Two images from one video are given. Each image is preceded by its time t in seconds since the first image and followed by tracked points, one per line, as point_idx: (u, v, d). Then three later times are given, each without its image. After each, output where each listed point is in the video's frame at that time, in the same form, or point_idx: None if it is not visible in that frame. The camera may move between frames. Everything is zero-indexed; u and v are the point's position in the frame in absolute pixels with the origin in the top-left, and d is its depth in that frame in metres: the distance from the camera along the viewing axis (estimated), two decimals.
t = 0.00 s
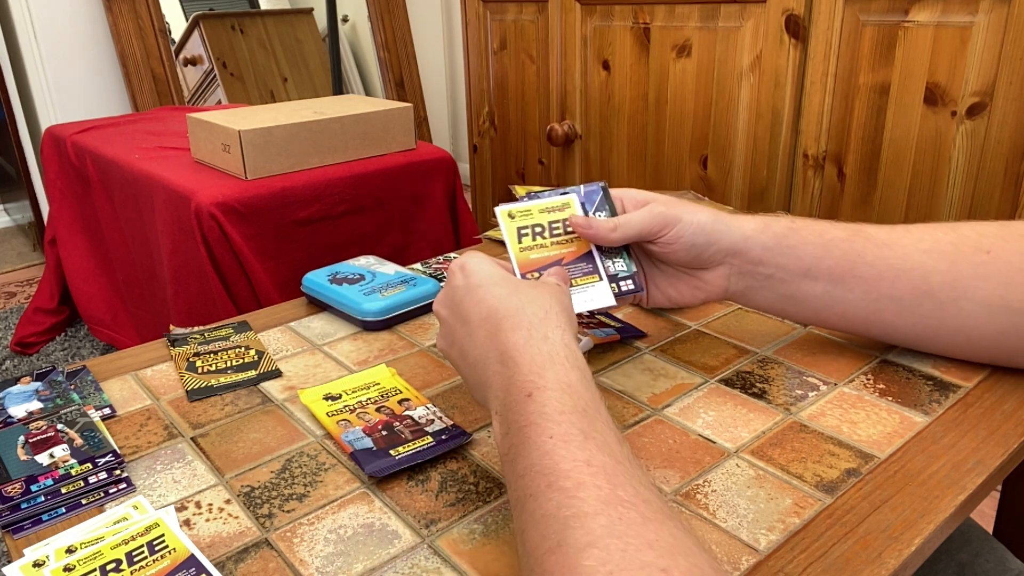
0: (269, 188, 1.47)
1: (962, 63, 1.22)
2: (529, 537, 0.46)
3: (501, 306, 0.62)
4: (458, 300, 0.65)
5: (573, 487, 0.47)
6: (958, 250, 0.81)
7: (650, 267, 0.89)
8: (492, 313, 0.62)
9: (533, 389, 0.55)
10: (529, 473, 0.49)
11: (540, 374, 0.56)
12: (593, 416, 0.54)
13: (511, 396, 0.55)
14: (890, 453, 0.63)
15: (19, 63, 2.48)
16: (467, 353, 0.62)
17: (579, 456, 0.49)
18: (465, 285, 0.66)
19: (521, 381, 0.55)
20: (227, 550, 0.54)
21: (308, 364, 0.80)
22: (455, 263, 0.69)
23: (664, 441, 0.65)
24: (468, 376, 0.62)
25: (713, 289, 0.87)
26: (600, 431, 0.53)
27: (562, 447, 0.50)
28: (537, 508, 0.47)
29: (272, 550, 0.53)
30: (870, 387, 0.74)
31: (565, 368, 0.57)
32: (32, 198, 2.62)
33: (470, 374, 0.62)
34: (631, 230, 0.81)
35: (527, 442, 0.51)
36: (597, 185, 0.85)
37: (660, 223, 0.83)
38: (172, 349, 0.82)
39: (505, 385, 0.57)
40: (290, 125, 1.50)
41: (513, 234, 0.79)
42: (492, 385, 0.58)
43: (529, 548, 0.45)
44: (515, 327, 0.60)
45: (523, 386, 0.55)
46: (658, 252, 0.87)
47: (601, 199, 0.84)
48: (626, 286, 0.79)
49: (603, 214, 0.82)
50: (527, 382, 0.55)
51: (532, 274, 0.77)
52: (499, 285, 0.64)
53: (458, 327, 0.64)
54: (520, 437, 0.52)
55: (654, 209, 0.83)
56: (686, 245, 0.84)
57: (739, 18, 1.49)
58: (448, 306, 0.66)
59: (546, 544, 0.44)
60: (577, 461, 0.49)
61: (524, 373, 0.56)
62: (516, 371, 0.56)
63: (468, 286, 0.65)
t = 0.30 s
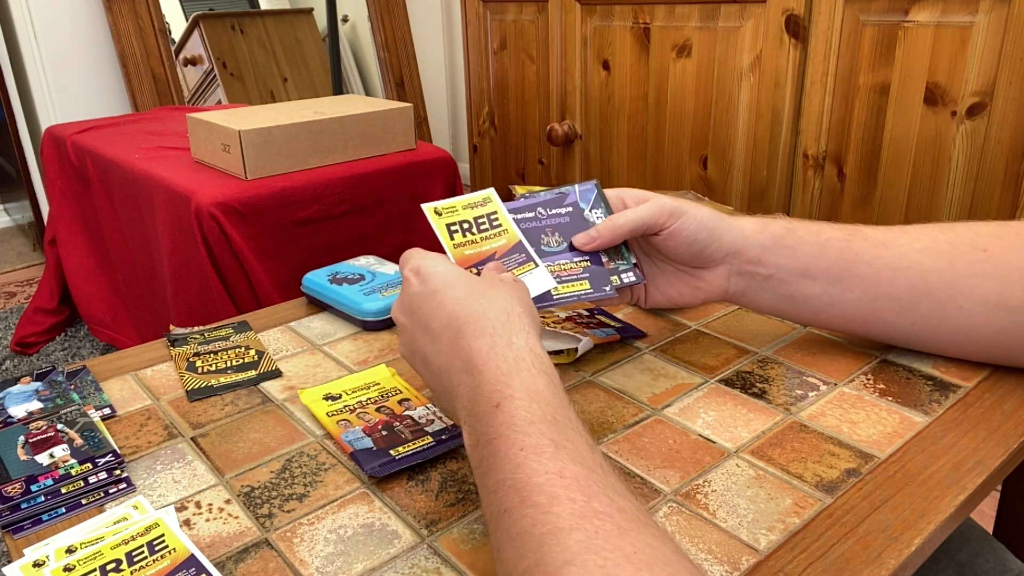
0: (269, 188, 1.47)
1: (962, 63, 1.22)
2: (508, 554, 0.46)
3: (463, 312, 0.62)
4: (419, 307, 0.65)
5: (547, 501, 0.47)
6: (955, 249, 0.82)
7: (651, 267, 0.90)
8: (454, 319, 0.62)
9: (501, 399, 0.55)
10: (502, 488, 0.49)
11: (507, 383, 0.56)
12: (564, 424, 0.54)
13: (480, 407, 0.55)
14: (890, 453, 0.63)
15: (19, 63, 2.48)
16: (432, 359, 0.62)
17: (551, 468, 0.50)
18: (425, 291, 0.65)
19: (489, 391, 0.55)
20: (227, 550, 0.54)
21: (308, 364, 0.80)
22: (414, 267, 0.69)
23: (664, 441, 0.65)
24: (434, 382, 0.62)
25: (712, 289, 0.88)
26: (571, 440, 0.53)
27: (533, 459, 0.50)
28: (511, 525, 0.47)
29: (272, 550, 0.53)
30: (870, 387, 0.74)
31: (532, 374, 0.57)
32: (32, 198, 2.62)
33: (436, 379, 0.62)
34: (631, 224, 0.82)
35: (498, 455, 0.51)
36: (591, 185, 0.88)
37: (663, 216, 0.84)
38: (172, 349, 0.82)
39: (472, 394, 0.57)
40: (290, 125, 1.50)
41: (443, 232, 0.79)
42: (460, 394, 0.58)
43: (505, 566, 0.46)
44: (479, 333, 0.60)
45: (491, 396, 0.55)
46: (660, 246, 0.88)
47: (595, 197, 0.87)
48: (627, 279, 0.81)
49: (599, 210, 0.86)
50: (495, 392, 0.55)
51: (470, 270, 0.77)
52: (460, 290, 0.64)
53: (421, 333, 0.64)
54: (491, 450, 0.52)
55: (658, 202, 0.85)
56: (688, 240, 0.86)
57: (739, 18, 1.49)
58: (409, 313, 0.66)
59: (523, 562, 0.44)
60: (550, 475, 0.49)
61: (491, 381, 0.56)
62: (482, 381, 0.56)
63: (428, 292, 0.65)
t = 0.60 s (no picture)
0: (269, 188, 1.47)
1: (962, 63, 1.22)
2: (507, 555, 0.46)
3: (466, 313, 0.62)
4: (421, 307, 0.65)
5: (546, 502, 0.47)
6: (955, 250, 0.82)
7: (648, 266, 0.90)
8: (455, 321, 0.62)
9: (502, 400, 0.55)
10: (502, 489, 0.49)
11: (508, 385, 0.56)
12: (565, 424, 0.54)
13: (481, 408, 0.55)
14: (890, 453, 0.63)
15: (19, 64, 2.48)
16: (434, 362, 0.62)
17: (551, 469, 0.49)
18: (427, 291, 0.65)
19: (490, 393, 0.55)
20: (227, 550, 0.54)
21: (308, 364, 0.80)
22: (416, 266, 0.69)
23: (664, 441, 0.65)
24: (436, 384, 0.62)
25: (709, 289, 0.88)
26: (572, 440, 0.53)
27: (533, 461, 0.50)
28: (511, 527, 0.47)
29: (272, 550, 0.53)
30: (870, 386, 0.74)
31: (533, 376, 0.57)
32: (32, 198, 2.62)
33: (438, 381, 0.62)
34: (629, 221, 0.83)
35: (499, 457, 0.51)
36: (594, 181, 0.88)
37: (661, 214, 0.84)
38: (172, 349, 0.82)
39: (474, 395, 0.57)
40: (290, 125, 1.50)
41: (455, 235, 0.78)
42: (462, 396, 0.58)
43: (505, 567, 0.46)
44: (482, 335, 0.60)
45: (492, 397, 0.55)
46: (657, 247, 0.87)
47: (598, 193, 0.87)
48: (629, 275, 0.81)
49: (602, 206, 0.86)
50: (496, 393, 0.55)
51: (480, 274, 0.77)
52: (463, 291, 0.64)
53: (424, 335, 0.64)
54: (492, 451, 0.52)
55: (656, 203, 0.85)
56: (684, 241, 0.85)
57: (739, 18, 1.49)
58: (412, 313, 0.66)
59: (522, 564, 0.44)
60: (550, 476, 0.49)
61: (492, 383, 0.56)
62: (484, 383, 0.56)
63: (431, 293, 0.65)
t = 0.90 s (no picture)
0: (269, 189, 1.47)
1: (962, 63, 1.22)
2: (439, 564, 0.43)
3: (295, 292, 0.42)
4: (212, 289, 0.41)
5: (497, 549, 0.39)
6: (955, 247, 0.82)
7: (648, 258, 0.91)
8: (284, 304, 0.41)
9: (404, 414, 0.39)
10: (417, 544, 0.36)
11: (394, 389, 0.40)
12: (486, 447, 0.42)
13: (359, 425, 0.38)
14: (890, 453, 0.63)
15: (19, 64, 2.47)
16: (234, 354, 0.40)
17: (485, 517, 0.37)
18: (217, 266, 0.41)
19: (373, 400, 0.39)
20: (227, 550, 0.54)
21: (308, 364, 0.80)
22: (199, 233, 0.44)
23: (664, 441, 0.65)
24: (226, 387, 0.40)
25: (709, 283, 0.89)
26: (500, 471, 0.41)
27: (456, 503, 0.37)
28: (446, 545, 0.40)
29: (272, 550, 0.53)
30: (870, 386, 0.74)
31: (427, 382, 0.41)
32: (32, 198, 2.62)
33: (246, 383, 0.40)
34: (628, 211, 0.84)
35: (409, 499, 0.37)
36: (599, 174, 0.89)
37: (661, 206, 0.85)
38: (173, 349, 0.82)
39: (337, 399, 0.39)
40: (290, 125, 1.50)
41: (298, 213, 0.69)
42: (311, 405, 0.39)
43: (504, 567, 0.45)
44: (331, 315, 0.41)
45: (383, 410, 0.39)
46: (657, 239, 0.89)
47: (603, 186, 0.88)
48: (631, 266, 0.82)
49: (606, 198, 0.87)
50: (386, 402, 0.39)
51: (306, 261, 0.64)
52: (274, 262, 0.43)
53: (224, 312, 0.40)
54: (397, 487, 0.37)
55: (656, 195, 0.86)
56: (683, 234, 0.87)
57: (739, 18, 1.49)
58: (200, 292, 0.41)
59: None
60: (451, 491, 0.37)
61: (378, 385, 0.39)
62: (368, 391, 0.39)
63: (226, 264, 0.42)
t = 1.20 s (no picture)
0: (269, 188, 1.47)
1: (962, 63, 1.22)
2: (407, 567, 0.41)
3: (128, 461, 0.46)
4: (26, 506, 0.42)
5: None
6: (954, 249, 0.82)
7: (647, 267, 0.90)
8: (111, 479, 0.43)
9: (231, 529, 0.39)
10: None
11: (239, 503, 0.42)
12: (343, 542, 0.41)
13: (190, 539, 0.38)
14: (890, 452, 0.63)
15: (19, 64, 2.48)
16: (42, 525, 0.41)
17: None
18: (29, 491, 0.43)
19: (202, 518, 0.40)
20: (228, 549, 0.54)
21: (308, 364, 0.80)
22: None
23: (665, 441, 0.65)
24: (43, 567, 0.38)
25: (710, 290, 0.87)
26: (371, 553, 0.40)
27: None
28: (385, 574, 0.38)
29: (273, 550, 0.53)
30: (870, 386, 0.74)
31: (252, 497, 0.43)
32: (32, 198, 2.62)
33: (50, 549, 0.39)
34: (626, 222, 0.83)
35: None
36: (595, 185, 0.89)
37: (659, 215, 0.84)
38: (173, 349, 0.82)
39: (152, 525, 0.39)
40: (290, 125, 1.50)
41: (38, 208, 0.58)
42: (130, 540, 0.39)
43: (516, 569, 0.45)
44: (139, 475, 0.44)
45: (207, 529, 0.39)
46: (656, 248, 0.87)
47: (600, 198, 0.87)
48: (632, 275, 0.82)
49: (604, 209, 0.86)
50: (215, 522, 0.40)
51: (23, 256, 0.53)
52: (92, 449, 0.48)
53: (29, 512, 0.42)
54: None
55: (654, 203, 0.85)
56: (682, 241, 0.85)
57: (739, 18, 1.49)
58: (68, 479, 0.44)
59: None
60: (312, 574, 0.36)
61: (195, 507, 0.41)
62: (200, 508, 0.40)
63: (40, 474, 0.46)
